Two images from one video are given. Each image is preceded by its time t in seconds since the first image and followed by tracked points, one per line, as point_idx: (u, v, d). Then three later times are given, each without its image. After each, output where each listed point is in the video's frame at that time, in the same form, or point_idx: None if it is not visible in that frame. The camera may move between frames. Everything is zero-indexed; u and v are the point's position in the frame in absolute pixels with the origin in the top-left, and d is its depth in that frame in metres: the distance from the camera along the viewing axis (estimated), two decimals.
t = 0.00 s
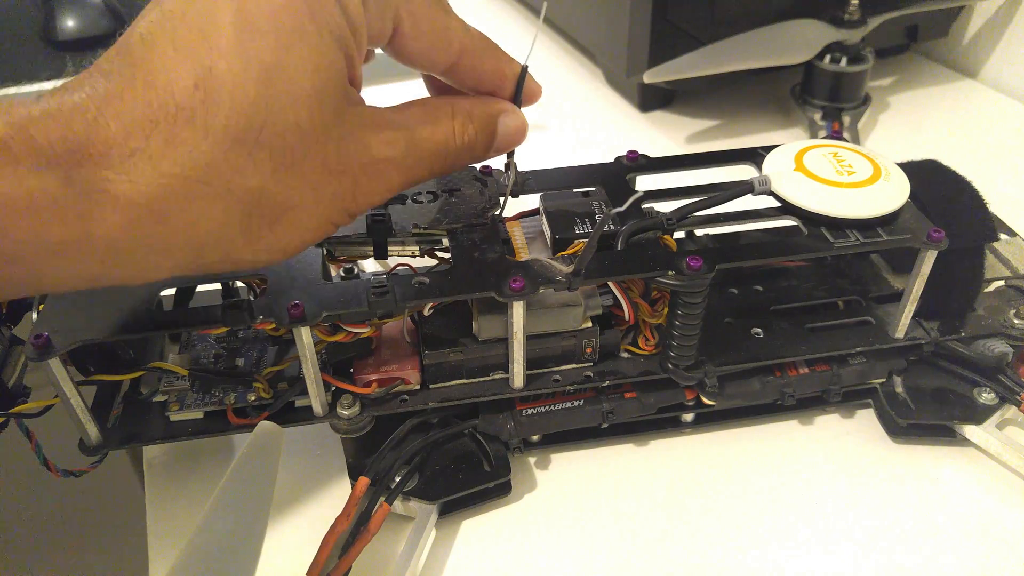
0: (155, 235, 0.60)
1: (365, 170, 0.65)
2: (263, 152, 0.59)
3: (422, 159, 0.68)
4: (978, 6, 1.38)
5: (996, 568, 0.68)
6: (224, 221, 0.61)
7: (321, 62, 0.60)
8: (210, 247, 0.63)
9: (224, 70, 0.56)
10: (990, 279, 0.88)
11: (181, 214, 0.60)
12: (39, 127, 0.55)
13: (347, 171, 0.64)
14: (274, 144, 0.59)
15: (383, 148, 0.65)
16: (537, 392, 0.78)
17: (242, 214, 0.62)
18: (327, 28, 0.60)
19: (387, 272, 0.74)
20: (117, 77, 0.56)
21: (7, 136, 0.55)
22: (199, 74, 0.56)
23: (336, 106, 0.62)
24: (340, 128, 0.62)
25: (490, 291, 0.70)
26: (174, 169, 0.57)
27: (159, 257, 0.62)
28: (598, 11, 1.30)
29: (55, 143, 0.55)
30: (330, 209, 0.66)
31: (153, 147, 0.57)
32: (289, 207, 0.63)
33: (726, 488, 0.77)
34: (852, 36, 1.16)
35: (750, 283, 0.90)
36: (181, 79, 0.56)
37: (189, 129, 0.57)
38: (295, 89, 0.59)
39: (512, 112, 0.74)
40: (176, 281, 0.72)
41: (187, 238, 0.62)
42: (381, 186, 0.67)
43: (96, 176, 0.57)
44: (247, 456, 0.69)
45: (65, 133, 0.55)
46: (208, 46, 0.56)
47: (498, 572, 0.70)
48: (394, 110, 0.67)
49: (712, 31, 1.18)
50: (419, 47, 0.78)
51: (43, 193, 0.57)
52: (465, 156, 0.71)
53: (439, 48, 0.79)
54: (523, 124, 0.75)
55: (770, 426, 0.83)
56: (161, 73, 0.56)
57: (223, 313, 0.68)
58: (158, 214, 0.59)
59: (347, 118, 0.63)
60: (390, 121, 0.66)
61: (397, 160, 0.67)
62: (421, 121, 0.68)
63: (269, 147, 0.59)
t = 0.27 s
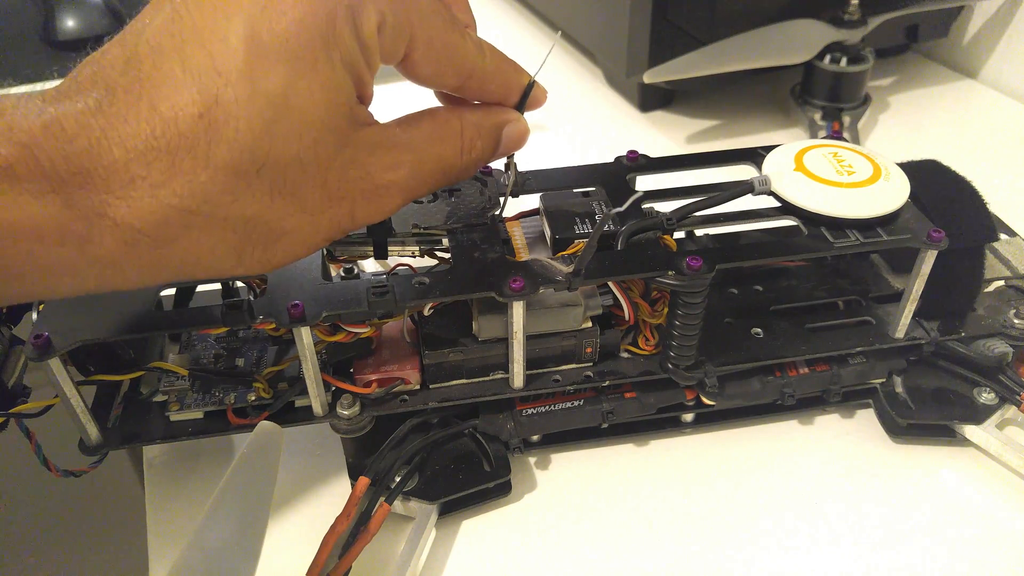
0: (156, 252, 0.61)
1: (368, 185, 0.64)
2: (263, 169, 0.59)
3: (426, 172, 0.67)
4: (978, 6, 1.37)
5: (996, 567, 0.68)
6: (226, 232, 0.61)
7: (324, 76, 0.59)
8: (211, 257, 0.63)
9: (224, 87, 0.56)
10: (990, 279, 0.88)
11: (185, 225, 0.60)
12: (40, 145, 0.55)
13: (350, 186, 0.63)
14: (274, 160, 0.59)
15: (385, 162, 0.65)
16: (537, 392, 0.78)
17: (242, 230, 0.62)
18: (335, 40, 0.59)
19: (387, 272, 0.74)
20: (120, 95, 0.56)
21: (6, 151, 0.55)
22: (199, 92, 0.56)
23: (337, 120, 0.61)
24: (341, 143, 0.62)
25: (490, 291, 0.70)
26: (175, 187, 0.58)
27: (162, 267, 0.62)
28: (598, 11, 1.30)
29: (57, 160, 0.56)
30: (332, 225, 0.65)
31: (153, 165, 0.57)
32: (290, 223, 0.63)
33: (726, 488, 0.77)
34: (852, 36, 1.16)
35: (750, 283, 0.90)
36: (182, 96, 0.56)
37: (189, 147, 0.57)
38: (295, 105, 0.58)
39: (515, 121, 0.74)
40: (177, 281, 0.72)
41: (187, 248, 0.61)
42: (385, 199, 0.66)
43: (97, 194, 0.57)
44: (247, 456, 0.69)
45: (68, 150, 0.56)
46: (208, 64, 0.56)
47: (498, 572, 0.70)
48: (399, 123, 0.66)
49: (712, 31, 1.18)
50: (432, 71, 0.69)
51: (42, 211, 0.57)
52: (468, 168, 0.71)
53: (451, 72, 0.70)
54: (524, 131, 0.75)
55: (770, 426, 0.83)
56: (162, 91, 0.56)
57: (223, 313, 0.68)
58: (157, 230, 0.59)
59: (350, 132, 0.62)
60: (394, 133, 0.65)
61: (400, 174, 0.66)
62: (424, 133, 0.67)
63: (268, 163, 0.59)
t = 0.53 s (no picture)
0: (154, 248, 0.61)
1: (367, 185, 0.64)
2: (261, 167, 0.59)
3: (426, 170, 0.67)
4: (978, 6, 1.37)
5: (996, 568, 0.68)
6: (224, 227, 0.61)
7: (323, 75, 0.58)
8: (209, 252, 0.62)
9: (223, 87, 0.56)
10: (990, 279, 0.88)
11: (183, 220, 0.59)
12: (39, 140, 0.56)
13: (349, 186, 0.63)
14: (272, 159, 0.59)
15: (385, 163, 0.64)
16: (537, 392, 0.78)
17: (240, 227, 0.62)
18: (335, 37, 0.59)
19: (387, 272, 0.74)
20: (119, 92, 0.57)
21: (5, 146, 0.55)
22: (198, 91, 0.56)
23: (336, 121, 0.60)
24: (341, 143, 0.61)
25: (490, 291, 0.70)
26: (171, 183, 0.57)
27: (159, 262, 0.62)
28: (598, 11, 1.30)
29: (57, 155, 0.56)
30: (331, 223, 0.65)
31: (151, 161, 0.57)
32: (288, 220, 0.63)
33: (726, 488, 0.76)
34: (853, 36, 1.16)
35: (750, 283, 0.90)
36: (182, 95, 0.56)
37: (186, 144, 0.57)
38: (292, 103, 0.58)
39: (515, 121, 0.74)
40: (176, 281, 0.72)
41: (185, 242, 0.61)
42: (384, 196, 0.66)
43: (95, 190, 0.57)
44: (247, 456, 0.69)
45: (67, 145, 0.56)
46: (206, 63, 0.56)
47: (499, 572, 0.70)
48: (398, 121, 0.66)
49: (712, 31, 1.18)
50: (433, 71, 0.69)
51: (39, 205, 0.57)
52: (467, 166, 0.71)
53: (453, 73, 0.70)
54: (524, 131, 0.75)
55: (770, 426, 0.83)
56: (162, 88, 0.56)
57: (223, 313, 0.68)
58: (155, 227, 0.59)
59: (349, 132, 0.61)
60: (393, 132, 0.65)
61: (400, 171, 0.65)
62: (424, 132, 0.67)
63: (266, 162, 0.59)
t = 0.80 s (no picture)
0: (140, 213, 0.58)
1: (372, 133, 0.62)
2: (260, 110, 0.58)
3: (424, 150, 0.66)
4: (979, 6, 1.37)
5: (995, 568, 0.68)
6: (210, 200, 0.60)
7: (320, 58, 0.61)
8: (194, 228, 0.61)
9: (227, 42, 0.58)
10: (990, 279, 0.88)
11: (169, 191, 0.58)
12: (23, 94, 0.53)
13: (349, 137, 0.61)
14: (270, 103, 0.59)
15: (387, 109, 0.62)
16: (537, 392, 0.78)
17: (238, 179, 0.60)
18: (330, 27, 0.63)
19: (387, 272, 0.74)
20: (112, 56, 0.56)
21: None
22: (195, 56, 0.57)
23: (336, 71, 0.61)
24: (341, 92, 0.61)
25: (490, 290, 0.70)
26: (161, 150, 0.56)
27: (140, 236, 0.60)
28: (598, 11, 1.30)
29: (43, 103, 0.54)
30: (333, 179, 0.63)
31: (140, 127, 0.56)
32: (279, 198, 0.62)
33: (726, 488, 0.76)
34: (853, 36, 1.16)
35: (750, 283, 0.90)
36: (181, 49, 0.57)
37: (184, 93, 0.57)
38: (289, 79, 0.59)
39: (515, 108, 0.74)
40: (177, 281, 0.72)
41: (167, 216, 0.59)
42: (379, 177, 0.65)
43: (88, 138, 0.54)
44: (246, 456, 0.69)
45: (50, 106, 0.54)
46: (207, 25, 0.59)
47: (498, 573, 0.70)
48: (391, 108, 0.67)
49: (712, 32, 1.18)
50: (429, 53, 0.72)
51: (18, 161, 0.54)
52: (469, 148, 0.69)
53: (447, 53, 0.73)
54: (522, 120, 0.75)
55: (769, 426, 0.83)
56: (161, 46, 0.57)
57: (223, 313, 0.68)
58: (148, 176, 0.57)
59: (349, 80, 0.61)
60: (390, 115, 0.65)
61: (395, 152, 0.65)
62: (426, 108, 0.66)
63: (264, 109, 0.58)
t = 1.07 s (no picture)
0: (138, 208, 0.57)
1: (373, 137, 0.62)
2: (262, 111, 0.59)
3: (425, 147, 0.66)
4: (979, 6, 1.37)
5: (995, 568, 0.68)
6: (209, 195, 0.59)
7: (320, 58, 0.62)
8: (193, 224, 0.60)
9: (230, 46, 0.59)
10: (990, 279, 0.88)
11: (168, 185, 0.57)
12: (23, 87, 0.53)
13: (350, 133, 0.61)
14: (273, 103, 0.59)
15: (389, 114, 0.62)
16: (537, 392, 0.78)
17: (237, 181, 0.59)
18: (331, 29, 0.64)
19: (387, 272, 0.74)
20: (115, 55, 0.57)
21: None
22: (197, 55, 0.58)
23: (337, 74, 0.62)
24: (341, 97, 0.61)
25: (490, 290, 0.70)
26: (160, 143, 0.56)
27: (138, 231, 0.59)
28: (598, 11, 1.30)
29: (45, 101, 0.54)
30: (333, 183, 0.62)
31: (139, 120, 0.55)
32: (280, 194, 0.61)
33: (726, 488, 0.76)
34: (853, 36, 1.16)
35: (750, 283, 0.90)
36: (185, 51, 0.58)
37: (186, 92, 0.57)
38: (289, 77, 0.60)
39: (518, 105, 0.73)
40: (177, 281, 0.72)
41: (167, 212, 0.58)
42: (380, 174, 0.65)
43: (88, 135, 0.54)
44: (246, 455, 0.69)
45: (49, 100, 0.54)
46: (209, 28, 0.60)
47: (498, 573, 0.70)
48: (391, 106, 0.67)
49: (712, 31, 1.18)
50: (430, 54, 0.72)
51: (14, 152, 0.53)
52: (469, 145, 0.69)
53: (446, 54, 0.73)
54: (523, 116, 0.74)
55: (769, 426, 0.83)
56: (165, 47, 0.58)
57: (223, 313, 0.68)
58: (147, 175, 0.56)
59: (350, 87, 0.62)
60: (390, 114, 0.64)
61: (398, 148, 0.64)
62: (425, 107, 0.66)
63: (265, 105, 0.59)
